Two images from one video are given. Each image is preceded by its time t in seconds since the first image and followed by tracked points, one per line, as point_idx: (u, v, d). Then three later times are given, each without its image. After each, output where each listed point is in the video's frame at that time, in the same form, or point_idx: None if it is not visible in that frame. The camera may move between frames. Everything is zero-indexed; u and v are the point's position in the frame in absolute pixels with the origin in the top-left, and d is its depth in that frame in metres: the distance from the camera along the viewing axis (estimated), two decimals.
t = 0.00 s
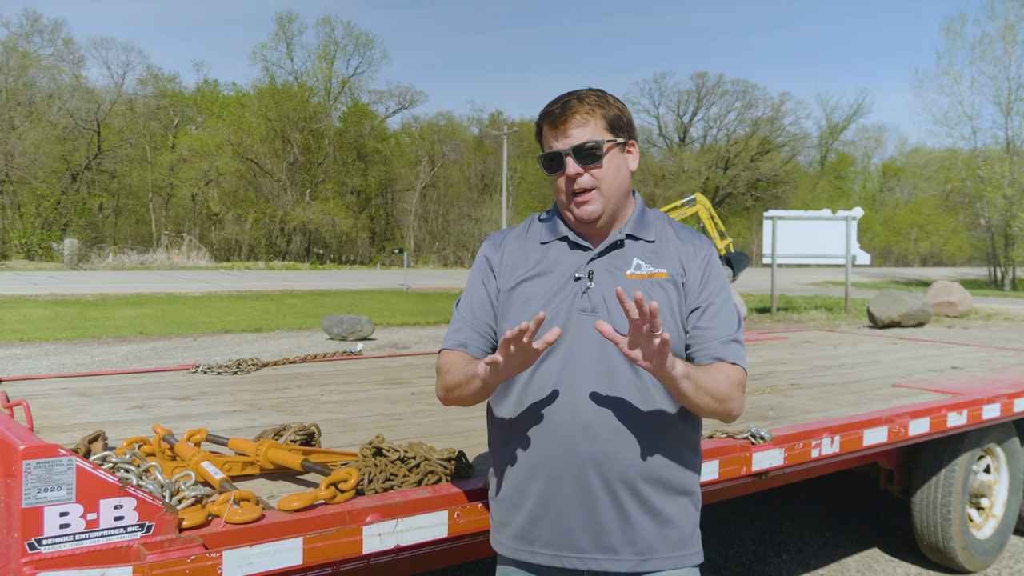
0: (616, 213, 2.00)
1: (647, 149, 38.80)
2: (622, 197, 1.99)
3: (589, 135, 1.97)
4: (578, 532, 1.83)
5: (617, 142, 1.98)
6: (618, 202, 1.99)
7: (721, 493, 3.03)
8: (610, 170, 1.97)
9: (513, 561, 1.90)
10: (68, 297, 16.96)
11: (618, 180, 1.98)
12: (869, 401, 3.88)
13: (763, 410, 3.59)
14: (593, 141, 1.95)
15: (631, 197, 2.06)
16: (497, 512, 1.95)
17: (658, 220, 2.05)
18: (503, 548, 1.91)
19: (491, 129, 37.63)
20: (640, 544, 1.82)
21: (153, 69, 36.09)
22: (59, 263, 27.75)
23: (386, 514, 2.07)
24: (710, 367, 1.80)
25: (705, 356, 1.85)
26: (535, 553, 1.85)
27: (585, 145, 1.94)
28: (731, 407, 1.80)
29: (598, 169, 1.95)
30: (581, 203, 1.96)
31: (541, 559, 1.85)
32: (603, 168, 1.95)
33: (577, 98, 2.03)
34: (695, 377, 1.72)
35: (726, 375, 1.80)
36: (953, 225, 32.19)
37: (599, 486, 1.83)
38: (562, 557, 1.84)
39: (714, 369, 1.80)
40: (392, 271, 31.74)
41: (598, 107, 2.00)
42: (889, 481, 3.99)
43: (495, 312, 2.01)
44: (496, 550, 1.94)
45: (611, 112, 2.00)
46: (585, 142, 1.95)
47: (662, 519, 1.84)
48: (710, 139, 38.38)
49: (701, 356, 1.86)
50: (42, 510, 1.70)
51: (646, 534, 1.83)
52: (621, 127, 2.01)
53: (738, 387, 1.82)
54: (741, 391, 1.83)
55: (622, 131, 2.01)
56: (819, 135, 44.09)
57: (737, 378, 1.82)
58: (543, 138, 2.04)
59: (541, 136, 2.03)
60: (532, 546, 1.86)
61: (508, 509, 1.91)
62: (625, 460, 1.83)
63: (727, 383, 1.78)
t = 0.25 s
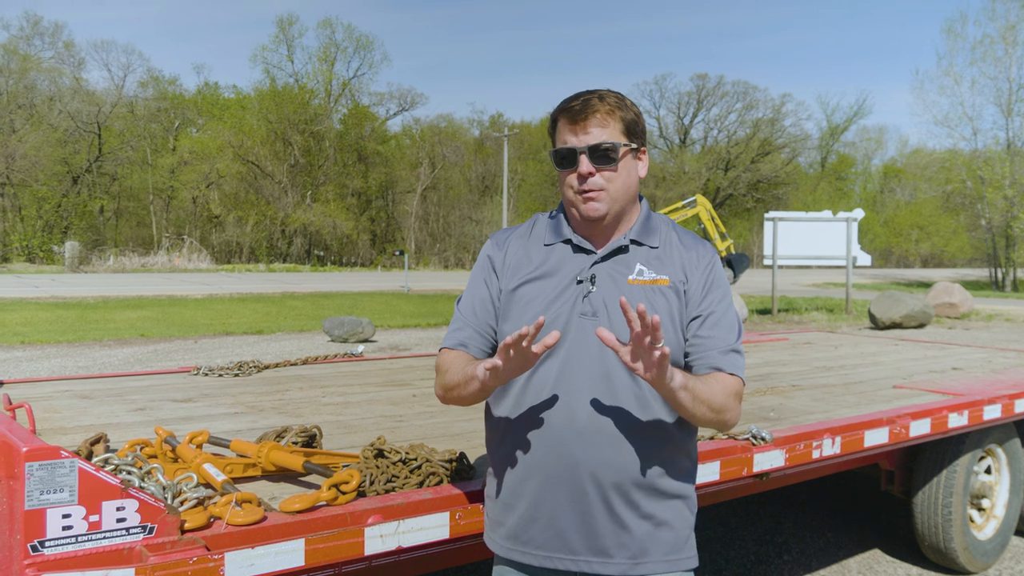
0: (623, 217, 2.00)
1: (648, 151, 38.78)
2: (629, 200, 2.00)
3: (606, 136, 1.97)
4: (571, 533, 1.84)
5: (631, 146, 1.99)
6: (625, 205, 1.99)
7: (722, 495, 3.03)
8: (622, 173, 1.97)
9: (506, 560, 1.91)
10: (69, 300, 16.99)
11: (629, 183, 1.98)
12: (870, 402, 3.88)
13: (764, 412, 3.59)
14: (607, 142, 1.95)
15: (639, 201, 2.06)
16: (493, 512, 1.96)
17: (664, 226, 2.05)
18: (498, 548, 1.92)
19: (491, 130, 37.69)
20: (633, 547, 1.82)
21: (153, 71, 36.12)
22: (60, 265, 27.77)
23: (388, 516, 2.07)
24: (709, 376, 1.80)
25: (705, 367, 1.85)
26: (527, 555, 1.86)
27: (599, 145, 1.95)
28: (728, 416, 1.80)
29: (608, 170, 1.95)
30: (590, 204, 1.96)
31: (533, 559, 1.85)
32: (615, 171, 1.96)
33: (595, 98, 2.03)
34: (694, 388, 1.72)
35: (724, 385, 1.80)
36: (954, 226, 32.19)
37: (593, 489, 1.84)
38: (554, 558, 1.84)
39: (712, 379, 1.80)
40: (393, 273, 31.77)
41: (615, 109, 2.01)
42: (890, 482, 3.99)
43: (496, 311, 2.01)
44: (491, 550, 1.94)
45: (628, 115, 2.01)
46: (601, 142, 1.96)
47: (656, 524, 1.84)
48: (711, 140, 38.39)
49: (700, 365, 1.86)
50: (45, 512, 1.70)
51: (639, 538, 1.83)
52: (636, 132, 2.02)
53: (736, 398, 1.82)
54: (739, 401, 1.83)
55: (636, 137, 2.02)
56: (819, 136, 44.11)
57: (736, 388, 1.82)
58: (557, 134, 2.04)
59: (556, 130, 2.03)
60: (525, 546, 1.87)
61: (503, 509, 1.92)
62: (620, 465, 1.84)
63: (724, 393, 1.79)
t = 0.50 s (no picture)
0: (615, 215, 2.00)
1: (647, 151, 38.77)
2: (621, 197, 2.00)
3: (596, 133, 1.97)
4: (574, 536, 1.84)
5: (621, 144, 1.99)
6: (618, 203, 1.99)
7: (721, 494, 3.03)
8: (614, 171, 1.97)
9: (508, 562, 1.92)
10: (68, 301, 16.99)
11: (621, 181, 1.99)
12: (868, 401, 3.88)
13: (763, 411, 3.60)
14: (598, 140, 1.95)
15: (632, 199, 2.06)
16: (495, 514, 1.97)
17: (657, 222, 2.05)
18: (501, 551, 1.93)
19: (490, 131, 37.73)
20: (634, 548, 1.82)
21: (152, 72, 36.09)
22: (59, 267, 27.73)
23: (386, 517, 2.07)
24: (703, 374, 1.80)
25: (700, 364, 1.85)
26: (530, 556, 1.86)
27: (589, 144, 1.95)
28: (724, 413, 1.80)
29: (599, 168, 1.95)
30: (581, 203, 1.96)
31: (535, 560, 1.86)
32: (606, 169, 1.96)
33: (586, 96, 2.03)
34: (682, 390, 1.72)
35: (719, 383, 1.80)
36: (953, 225, 32.20)
37: (591, 490, 1.84)
38: (556, 559, 1.85)
39: (705, 377, 1.80)
40: (393, 274, 31.78)
41: (605, 108, 2.00)
42: (889, 481, 3.99)
43: (491, 316, 2.02)
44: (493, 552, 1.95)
45: (618, 113, 2.01)
46: (591, 139, 1.96)
47: (659, 521, 1.84)
48: (710, 140, 38.40)
49: (696, 362, 1.86)
50: (44, 513, 1.70)
51: (642, 537, 1.83)
52: (627, 131, 2.02)
53: (733, 395, 1.82)
54: (736, 399, 1.83)
55: (627, 136, 2.02)
56: (819, 136, 44.13)
57: (732, 385, 1.82)
58: (547, 132, 2.04)
59: (546, 127, 2.03)
60: (527, 548, 1.87)
61: (505, 512, 1.93)
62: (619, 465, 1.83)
63: (719, 390, 1.78)
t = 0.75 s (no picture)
0: (606, 213, 2.00)
1: (643, 151, 38.79)
2: (612, 196, 2.00)
3: (588, 131, 1.97)
4: (576, 536, 1.83)
5: (613, 144, 1.99)
6: (609, 203, 1.99)
7: (716, 494, 3.03)
8: (604, 171, 1.97)
9: (510, 563, 1.91)
10: (63, 302, 16.94)
11: (613, 180, 1.99)
12: (864, 401, 3.89)
13: (759, 412, 3.60)
14: (590, 139, 1.96)
15: (621, 196, 2.07)
16: (496, 516, 1.96)
17: (645, 217, 2.06)
18: (504, 551, 1.92)
19: (486, 131, 37.76)
20: (638, 544, 1.82)
21: (147, 72, 36.04)
22: (54, 268, 27.65)
23: (382, 517, 2.07)
24: (694, 369, 1.83)
25: (696, 356, 1.87)
26: (533, 558, 1.86)
27: (581, 142, 1.95)
28: (715, 406, 1.82)
29: (591, 167, 1.95)
30: (571, 201, 1.96)
31: (538, 562, 1.85)
32: (597, 167, 1.96)
33: (578, 94, 2.03)
34: (653, 392, 1.78)
35: (712, 377, 1.82)
36: (948, 226, 32.27)
37: (592, 488, 1.84)
38: (559, 561, 1.84)
39: (698, 372, 1.82)
40: (389, 274, 31.73)
41: (598, 107, 2.00)
42: (885, 481, 4.00)
43: (484, 317, 2.03)
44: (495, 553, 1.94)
45: (611, 113, 2.00)
46: (583, 137, 1.96)
47: (659, 518, 1.85)
48: (706, 141, 38.46)
49: (693, 356, 1.88)
50: (39, 514, 1.70)
51: (644, 534, 1.83)
52: (619, 130, 2.02)
53: (728, 389, 1.84)
54: (732, 393, 1.85)
55: (618, 135, 2.02)
56: (814, 137, 44.21)
57: (727, 378, 1.84)
58: (539, 128, 2.04)
59: (538, 124, 2.03)
60: (531, 549, 1.87)
61: (506, 514, 1.92)
62: (619, 462, 1.84)
63: (711, 385, 1.81)
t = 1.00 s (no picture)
0: (602, 215, 2.00)
1: (643, 152, 38.79)
2: (610, 198, 2.00)
3: (584, 136, 1.97)
4: (580, 538, 1.84)
5: (610, 146, 1.99)
6: (607, 204, 2.00)
7: (717, 495, 3.04)
8: (601, 175, 1.97)
9: (513, 567, 1.91)
10: (63, 302, 16.95)
11: (610, 183, 2.00)
12: (865, 402, 3.90)
13: (759, 412, 3.60)
14: (587, 143, 1.96)
15: (620, 197, 2.07)
16: (497, 519, 1.96)
17: (645, 217, 2.06)
18: (506, 554, 1.92)
19: (485, 132, 37.77)
20: (641, 547, 1.83)
21: (147, 73, 36.04)
22: (54, 268, 27.65)
23: (383, 517, 2.07)
24: (700, 368, 1.84)
25: (701, 355, 1.89)
26: (536, 560, 1.86)
27: (578, 146, 1.95)
28: (720, 405, 1.84)
29: (588, 170, 1.96)
30: (569, 204, 1.97)
31: (541, 564, 1.85)
32: (593, 171, 1.96)
33: (574, 98, 2.02)
34: (659, 391, 1.80)
35: (717, 375, 1.84)
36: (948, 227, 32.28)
37: (597, 489, 1.84)
38: (562, 563, 1.84)
39: (703, 373, 1.83)
40: (388, 275, 31.70)
41: (595, 109, 2.00)
42: (885, 482, 3.99)
43: (484, 320, 2.02)
44: (498, 555, 1.95)
45: (608, 115, 2.00)
46: (579, 142, 1.96)
47: (662, 519, 1.85)
48: (705, 141, 38.47)
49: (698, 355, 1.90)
50: (40, 514, 1.70)
51: (646, 535, 1.83)
52: (616, 131, 2.02)
53: (732, 388, 1.86)
54: (736, 392, 1.87)
55: (616, 137, 2.02)
56: (814, 137, 44.22)
57: (731, 379, 1.86)
58: (537, 132, 2.04)
59: (534, 127, 2.02)
60: (533, 551, 1.87)
61: (509, 515, 1.92)
62: (622, 463, 1.84)
63: (717, 383, 1.83)
